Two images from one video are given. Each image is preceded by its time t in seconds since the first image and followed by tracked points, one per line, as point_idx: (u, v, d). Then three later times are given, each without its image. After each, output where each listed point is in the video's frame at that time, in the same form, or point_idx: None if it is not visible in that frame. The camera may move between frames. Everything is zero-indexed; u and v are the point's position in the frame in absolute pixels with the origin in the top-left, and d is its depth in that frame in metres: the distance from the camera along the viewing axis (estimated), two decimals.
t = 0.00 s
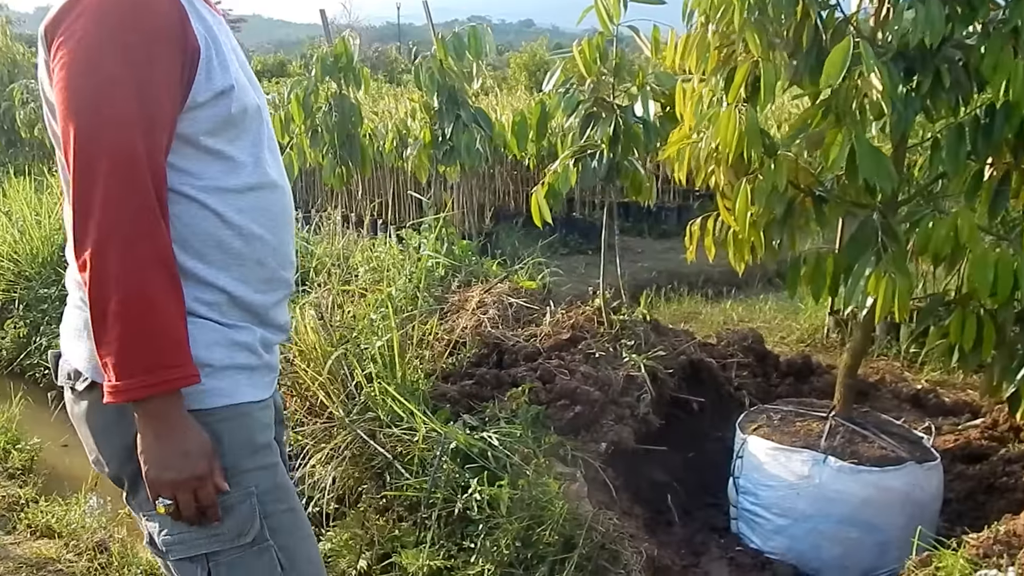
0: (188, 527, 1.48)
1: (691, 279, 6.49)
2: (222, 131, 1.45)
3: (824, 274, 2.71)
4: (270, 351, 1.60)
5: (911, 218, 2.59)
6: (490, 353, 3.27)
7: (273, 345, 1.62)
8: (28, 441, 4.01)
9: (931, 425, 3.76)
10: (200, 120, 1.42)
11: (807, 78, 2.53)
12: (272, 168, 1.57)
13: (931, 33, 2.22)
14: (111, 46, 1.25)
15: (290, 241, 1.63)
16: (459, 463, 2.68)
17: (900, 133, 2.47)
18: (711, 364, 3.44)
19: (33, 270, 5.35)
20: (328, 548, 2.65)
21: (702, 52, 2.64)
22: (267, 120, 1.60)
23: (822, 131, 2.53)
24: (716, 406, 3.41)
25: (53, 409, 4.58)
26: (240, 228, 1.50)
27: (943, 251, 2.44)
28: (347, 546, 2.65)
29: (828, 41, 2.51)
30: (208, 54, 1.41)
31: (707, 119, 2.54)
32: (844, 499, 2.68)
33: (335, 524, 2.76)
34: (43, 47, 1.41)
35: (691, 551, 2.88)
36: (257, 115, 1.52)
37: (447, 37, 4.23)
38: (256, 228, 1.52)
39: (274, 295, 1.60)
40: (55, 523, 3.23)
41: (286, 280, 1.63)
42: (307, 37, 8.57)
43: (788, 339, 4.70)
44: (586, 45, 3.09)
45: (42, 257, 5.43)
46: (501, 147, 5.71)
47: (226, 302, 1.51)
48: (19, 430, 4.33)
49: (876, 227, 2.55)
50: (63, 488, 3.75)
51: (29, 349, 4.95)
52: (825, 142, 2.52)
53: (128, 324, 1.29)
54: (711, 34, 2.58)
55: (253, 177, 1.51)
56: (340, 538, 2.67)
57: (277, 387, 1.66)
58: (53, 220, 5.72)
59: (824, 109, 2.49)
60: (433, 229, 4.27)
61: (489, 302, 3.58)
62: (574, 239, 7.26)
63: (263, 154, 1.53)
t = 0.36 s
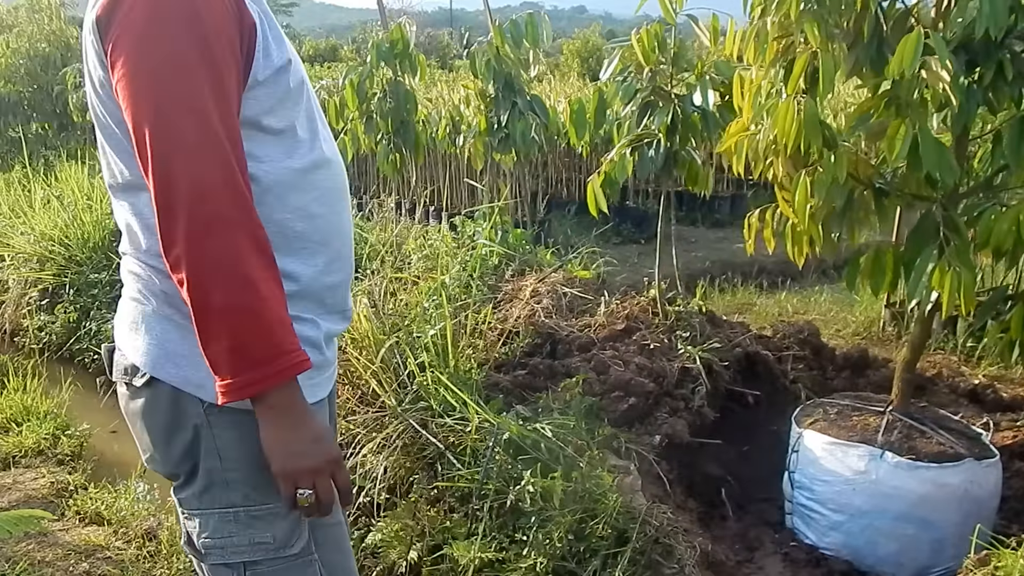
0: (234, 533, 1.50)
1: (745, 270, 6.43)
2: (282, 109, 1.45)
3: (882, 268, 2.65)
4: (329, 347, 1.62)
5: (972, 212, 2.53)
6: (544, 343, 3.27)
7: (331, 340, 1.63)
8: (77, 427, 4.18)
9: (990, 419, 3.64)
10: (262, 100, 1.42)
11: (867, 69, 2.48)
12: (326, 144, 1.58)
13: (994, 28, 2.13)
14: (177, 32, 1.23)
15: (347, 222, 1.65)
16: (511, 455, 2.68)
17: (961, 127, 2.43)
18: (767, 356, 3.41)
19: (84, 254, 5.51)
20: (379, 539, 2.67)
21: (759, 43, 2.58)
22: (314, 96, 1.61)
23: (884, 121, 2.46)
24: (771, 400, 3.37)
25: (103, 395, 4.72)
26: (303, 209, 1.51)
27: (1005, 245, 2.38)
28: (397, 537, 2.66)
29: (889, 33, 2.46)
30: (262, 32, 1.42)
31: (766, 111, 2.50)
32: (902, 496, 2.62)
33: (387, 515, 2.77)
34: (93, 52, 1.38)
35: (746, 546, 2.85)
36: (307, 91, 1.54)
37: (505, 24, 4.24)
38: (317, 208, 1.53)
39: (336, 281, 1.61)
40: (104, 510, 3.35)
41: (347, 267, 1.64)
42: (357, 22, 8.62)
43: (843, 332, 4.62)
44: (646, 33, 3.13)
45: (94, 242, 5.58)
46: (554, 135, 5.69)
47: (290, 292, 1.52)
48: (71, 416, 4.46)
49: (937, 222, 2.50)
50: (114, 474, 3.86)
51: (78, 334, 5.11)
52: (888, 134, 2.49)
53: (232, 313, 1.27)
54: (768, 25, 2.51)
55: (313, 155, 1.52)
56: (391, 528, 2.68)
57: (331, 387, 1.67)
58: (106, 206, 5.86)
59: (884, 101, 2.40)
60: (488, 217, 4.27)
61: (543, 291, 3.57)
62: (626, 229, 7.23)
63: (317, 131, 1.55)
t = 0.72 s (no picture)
0: (229, 531, 1.52)
1: (779, 274, 6.39)
2: (324, 100, 1.46)
3: (920, 272, 2.62)
4: (370, 351, 1.62)
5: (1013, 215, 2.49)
6: (578, 344, 3.27)
7: (374, 345, 1.63)
8: (109, 424, 4.25)
9: None
10: (302, 92, 1.43)
11: (906, 72, 2.46)
12: (378, 132, 1.58)
13: None
14: (201, 30, 1.24)
15: (397, 216, 1.64)
16: (544, 457, 2.68)
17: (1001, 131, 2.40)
18: (802, 360, 3.38)
19: (117, 251, 5.57)
20: (410, 539, 2.71)
21: (800, 46, 2.57)
22: (369, 83, 1.61)
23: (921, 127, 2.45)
24: (805, 404, 3.35)
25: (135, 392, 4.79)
26: (348, 200, 1.52)
27: None
28: (429, 538, 2.70)
29: (929, 36, 2.44)
30: (304, 22, 1.42)
31: (804, 115, 2.49)
32: (938, 502, 2.59)
33: (419, 515, 2.80)
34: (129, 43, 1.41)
35: (779, 551, 2.84)
36: (357, 78, 1.53)
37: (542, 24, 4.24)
38: (363, 199, 1.54)
39: (383, 276, 1.61)
40: (136, 507, 3.41)
41: (394, 265, 1.64)
42: (393, 22, 8.68)
43: (877, 338, 4.58)
44: (683, 34, 3.12)
45: (127, 239, 5.65)
46: (589, 136, 5.70)
47: (333, 287, 1.54)
48: (103, 412, 4.53)
49: (976, 226, 2.46)
50: (146, 470, 3.91)
51: (110, 331, 5.18)
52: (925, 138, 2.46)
53: (255, 317, 1.29)
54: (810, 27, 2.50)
55: (360, 144, 1.53)
56: (423, 529, 2.71)
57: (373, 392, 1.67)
58: (140, 203, 5.93)
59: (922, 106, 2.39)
60: (522, 219, 4.28)
61: (578, 293, 3.58)
62: (659, 231, 7.22)
63: (368, 120, 1.55)
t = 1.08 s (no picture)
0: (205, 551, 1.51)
1: (796, 294, 6.38)
2: (327, 144, 1.38)
3: (937, 294, 2.61)
4: (358, 391, 1.53)
5: None
6: (592, 364, 3.26)
7: (362, 385, 1.54)
8: (123, 438, 4.28)
9: None
10: (301, 133, 1.35)
11: (923, 94, 2.46)
12: (393, 180, 1.48)
13: None
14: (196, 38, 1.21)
15: (405, 267, 1.54)
16: (558, 476, 2.69)
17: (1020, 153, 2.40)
18: (817, 382, 3.37)
19: (132, 267, 5.58)
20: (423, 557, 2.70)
21: (817, 67, 2.58)
22: (398, 125, 1.50)
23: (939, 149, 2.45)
24: (820, 426, 3.33)
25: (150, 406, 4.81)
26: (342, 245, 1.43)
27: None
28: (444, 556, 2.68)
29: (948, 57, 2.43)
30: (310, 59, 1.35)
31: (820, 135, 2.50)
32: (954, 526, 2.58)
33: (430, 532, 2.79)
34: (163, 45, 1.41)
35: (793, 574, 2.81)
36: (375, 124, 1.44)
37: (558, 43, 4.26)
38: (360, 248, 1.45)
39: (379, 323, 1.53)
40: (148, 522, 3.43)
41: (393, 312, 1.55)
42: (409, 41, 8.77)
43: (894, 359, 4.55)
44: (699, 55, 3.14)
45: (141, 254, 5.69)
46: (603, 154, 5.73)
47: (319, 328, 1.46)
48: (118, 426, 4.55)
49: (993, 248, 2.46)
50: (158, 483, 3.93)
51: (124, 346, 5.21)
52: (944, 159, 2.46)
53: (200, 346, 1.22)
54: (826, 48, 2.51)
55: (366, 193, 1.43)
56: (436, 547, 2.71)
57: (368, 431, 1.57)
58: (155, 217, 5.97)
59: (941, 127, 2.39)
60: (537, 237, 4.29)
61: (592, 312, 3.58)
62: (674, 250, 7.23)
63: (380, 166, 1.45)
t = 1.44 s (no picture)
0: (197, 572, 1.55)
1: (796, 326, 6.39)
2: (306, 206, 1.42)
3: (936, 336, 2.63)
4: (335, 444, 1.56)
5: None
6: (591, 401, 3.22)
7: (340, 438, 1.56)
8: (121, 470, 4.27)
9: None
10: (282, 193, 1.40)
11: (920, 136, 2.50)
12: (376, 248, 1.47)
13: None
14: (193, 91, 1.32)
15: (384, 332, 1.54)
16: (557, 512, 2.68)
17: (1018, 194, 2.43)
18: (816, 419, 3.33)
19: (132, 297, 5.72)
20: None
21: (815, 111, 2.63)
22: (401, 196, 1.50)
23: (936, 193, 2.50)
24: (820, 462, 3.29)
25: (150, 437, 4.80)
26: (311, 307, 1.46)
27: None
28: None
29: (944, 100, 2.48)
30: (294, 125, 1.38)
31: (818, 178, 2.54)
32: (955, 566, 2.56)
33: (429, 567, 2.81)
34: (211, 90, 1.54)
35: None
36: (365, 190, 1.45)
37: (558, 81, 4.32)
38: (332, 311, 1.48)
39: (354, 386, 1.54)
40: (145, 555, 3.42)
41: (364, 380, 1.55)
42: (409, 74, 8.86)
43: (895, 393, 4.55)
44: (698, 95, 3.20)
45: (142, 285, 5.79)
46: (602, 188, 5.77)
47: (288, 384, 1.51)
48: (116, 457, 4.54)
49: (993, 288, 2.48)
50: (156, 515, 3.91)
51: (123, 377, 5.22)
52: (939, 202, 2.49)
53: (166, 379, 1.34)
54: (823, 93, 2.56)
55: (343, 259, 1.45)
56: None
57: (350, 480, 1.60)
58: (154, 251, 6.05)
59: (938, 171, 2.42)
60: (537, 272, 4.30)
61: (591, 348, 3.58)
62: (675, 280, 7.25)
63: (364, 233, 1.46)
